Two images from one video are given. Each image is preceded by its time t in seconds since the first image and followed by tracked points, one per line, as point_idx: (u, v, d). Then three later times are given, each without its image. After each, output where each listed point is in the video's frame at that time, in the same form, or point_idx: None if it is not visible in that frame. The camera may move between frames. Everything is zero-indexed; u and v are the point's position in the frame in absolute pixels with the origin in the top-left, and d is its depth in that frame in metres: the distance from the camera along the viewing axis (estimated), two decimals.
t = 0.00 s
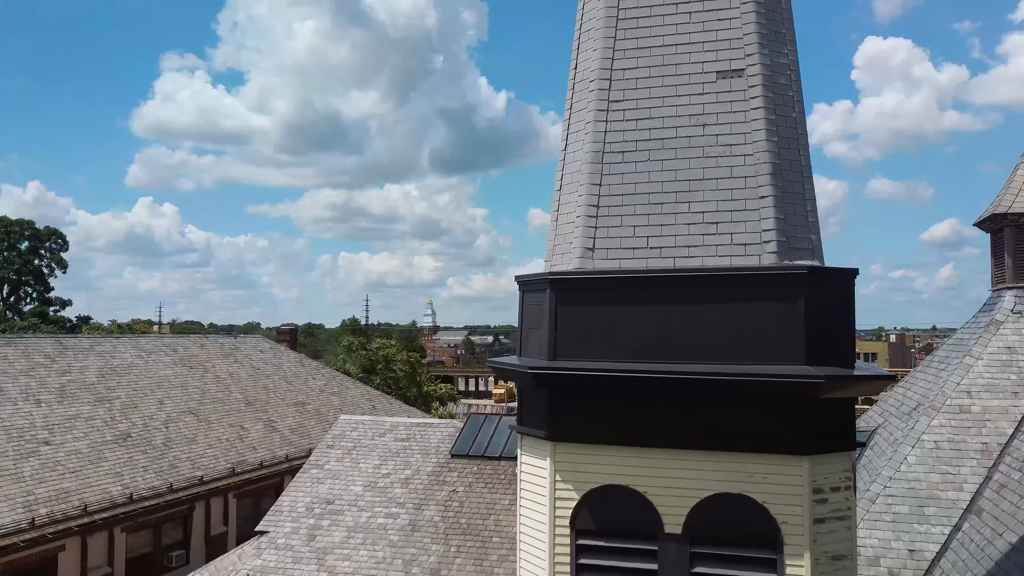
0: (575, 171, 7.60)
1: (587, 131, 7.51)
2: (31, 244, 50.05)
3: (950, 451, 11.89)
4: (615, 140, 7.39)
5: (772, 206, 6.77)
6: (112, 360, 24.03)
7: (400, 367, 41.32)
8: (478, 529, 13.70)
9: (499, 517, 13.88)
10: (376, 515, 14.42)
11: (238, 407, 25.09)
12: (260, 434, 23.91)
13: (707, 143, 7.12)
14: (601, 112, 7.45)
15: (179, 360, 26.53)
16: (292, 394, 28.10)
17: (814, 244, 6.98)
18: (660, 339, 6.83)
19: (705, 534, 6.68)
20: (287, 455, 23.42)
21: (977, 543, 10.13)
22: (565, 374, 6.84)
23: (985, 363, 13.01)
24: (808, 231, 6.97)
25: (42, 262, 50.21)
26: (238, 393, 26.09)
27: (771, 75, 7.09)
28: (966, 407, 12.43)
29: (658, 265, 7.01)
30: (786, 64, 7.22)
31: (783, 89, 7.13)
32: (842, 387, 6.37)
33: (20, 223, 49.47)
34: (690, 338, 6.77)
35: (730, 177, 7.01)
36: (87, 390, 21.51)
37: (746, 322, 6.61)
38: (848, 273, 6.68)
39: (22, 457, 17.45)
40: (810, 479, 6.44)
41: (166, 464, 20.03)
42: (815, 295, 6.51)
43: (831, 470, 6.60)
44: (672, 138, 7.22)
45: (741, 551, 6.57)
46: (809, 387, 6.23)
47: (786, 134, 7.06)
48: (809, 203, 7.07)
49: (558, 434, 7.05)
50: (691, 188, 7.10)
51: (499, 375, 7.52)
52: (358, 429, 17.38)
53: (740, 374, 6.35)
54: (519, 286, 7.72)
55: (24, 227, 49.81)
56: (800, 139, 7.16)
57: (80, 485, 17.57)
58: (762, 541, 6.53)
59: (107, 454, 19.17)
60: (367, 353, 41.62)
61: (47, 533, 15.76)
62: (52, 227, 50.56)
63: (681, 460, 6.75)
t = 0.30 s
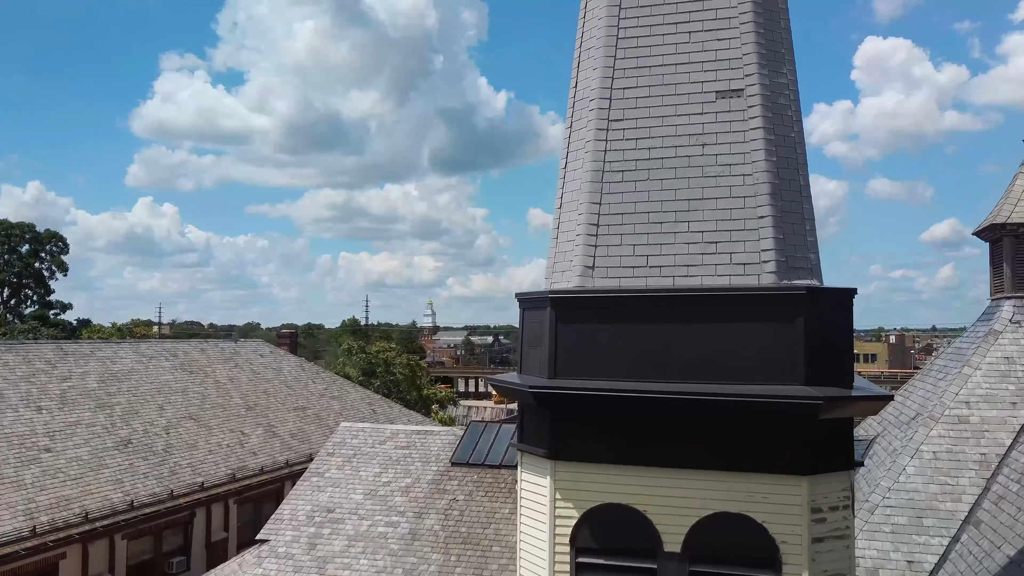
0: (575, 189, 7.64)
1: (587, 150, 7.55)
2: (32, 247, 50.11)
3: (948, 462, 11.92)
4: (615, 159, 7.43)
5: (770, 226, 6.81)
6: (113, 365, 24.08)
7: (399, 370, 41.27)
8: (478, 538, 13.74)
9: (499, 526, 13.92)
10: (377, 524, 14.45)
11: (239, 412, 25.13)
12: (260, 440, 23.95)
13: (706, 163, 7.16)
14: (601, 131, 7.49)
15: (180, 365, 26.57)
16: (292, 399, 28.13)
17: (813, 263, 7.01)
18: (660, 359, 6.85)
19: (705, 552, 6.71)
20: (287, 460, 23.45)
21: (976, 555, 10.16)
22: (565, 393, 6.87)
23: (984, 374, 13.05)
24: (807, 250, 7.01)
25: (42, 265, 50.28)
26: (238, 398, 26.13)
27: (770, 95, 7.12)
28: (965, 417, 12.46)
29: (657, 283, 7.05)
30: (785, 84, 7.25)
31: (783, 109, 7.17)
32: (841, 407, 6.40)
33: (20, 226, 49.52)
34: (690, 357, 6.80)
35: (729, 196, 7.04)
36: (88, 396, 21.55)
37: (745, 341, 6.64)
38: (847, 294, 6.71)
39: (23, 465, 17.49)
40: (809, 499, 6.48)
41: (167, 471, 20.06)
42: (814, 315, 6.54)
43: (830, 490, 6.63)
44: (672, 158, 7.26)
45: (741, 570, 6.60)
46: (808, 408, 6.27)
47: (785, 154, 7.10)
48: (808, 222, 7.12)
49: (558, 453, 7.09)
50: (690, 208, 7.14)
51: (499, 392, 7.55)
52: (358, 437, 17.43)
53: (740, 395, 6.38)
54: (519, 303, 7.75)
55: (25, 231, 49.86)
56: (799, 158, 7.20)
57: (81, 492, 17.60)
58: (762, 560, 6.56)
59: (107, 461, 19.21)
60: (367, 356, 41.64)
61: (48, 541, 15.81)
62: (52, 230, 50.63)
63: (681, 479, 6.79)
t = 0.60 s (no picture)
0: (572, 210, 7.66)
1: (584, 170, 7.57)
2: (32, 251, 50.15)
3: (945, 475, 11.93)
4: (612, 181, 7.44)
5: (766, 249, 6.82)
6: (112, 372, 24.09)
7: (399, 374, 41.27)
8: (477, 549, 13.75)
9: (498, 537, 13.92)
10: (375, 535, 14.45)
11: (238, 418, 25.14)
12: (259, 446, 23.96)
13: (703, 186, 7.17)
14: (598, 153, 7.50)
15: (179, 371, 26.58)
16: (292, 405, 28.14)
17: (808, 286, 7.03)
18: (657, 383, 6.86)
19: None
20: (286, 466, 23.45)
21: (973, 569, 10.17)
22: (562, 417, 6.87)
23: (981, 386, 13.05)
24: (803, 272, 7.03)
25: (42, 269, 50.31)
26: (237, 404, 26.14)
27: (766, 118, 7.13)
28: (962, 430, 12.48)
29: (654, 306, 7.06)
30: (781, 106, 7.26)
31: (778, 132, 7.18)
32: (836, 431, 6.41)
33: (20, 230, 49.55)
34: (687, 380, 6.80)
35: (725, 219, 7.05)
36: (87, 403, 21.57)
37: (742, 365, 6.65)
38: (843, 317, 6.73)
39: (22, 474, 17.51)
40: (805, 524, 6.49)
41: (166, 479, 20.07)
42: (809, 340, 6.55)
43: (825, 513, 6.65)
44: (668, 180, 7.28)
45: None
46: (803, 433, 6.28)
47: (781, 177, 7.11)
48: (804, 245, 7.14)
49: (555, 476, 7.09)
50: (686, 231, 7.15)
51: (495, 414, 7.55)
52: (356, 446, 17.44)
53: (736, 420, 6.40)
54: (516, 323, 7.75)
55: (24, 234, 49.87)
56: (795, 181, 7.23)
57: (80, 501, 17.61)
58: None
59: (106, 469, 19.22)
60: (367, 360, 41.67)
61: (47, 550, 15.82)
62: (52, 234, 50.65)
63: (677, 502, 6.80)
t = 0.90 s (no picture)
0: (571, 231, 7.65)
1: (583, 191, 7.56)
2: (31, 254, 50.16)
3: (945, 488, 11.92)
4: (611, 202, 7.43)
5: (765, 272, 6.81)
6: (112, 379, 24.08)
7: (398, 378, 41.28)
8: (476, 561, 13.74)
9: (497, 548, 13.92)
10: (375, 545, 14.43)
11: (237, 425, 25.14)
12: (259, 453, 23.95)
13: (702, 208, 7.16)
14: (597, 174, 7.50)
15: (178, 377, 26.57)
16: (291, 410, 28.13)
17: (807, 308, 7.04)
18: (657, 405, 6.85)
19: None
20: (286, 473, 23.43)
21: None
22: (561, 441, 6.86)
23: (981, 399, 13.05)
24: (802, 295, 7.03)
25: (42, 272, 50.32)
26: (237, 410, 26.14)
27: (765, 141, 7.13)
28: (962, 443, 12.48)
29: (653, 328, 7.05)
30: (780, 128, 7.26)
31: (777, 154, 7.17)
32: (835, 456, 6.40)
33: (20, 233, 49.53)
34: (686, 404, 6.79)
35: (724, 241, 7.04)
36: (86, 411, 21.57)
37: (741, 389, 6.64)
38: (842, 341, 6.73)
39: (22, 483, 17.50)
40: (804, 548, 6.50)
41: (165, 487, 20.05)
42: (809, 364, 6.54)
43: (824, 538, 6.66)
44: (667, 202, 7.27)
45: None
46: (803, 459, 6.28)
47: (780, 199, 7.11)
48: (803, 267, 7.14)
49: (554, 498, 7.09)
50: (685, 252, 7.14)
51: (495, 435, 7.53)
52: (356, 455, 17.45)
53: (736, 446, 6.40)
54: (515, 344, 7.74)
55: (24, 238, 49.86)
56: (794, 204, 7.23)
57: (79, 511, 17.59)
58: None
59: (106, 477, 19.21)
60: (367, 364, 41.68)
61: (46, 561, 15.81)
62: (51, 238, 50.67)
63: (676, 526, 6.81)
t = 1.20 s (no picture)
0: (572, 252, 7.64)
1: (584, 214, 7.55)
2: (31, 258, 50.13)
3: (946, 502, 11.90)
4: (612, 224, 7.41)
5: (768, 296, 6.79)
6: (111, 386, 24.06)
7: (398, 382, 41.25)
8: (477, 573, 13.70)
9: (497, 560, 13.89)
10: (375, 557, 14.37)
11: (237, 431, 25.11)
12: (259, 460, 23.93)
13: (704, 230, 7.14)
14: (598, 196, 7.49)
15: (178, 384, 26.55)
16: (292, 416, 28.11)
17: (809, 331, 7.01)
18: (658, 430, 6.82)
19: None
20: (286, 480, 23.39)
21: None
22: (563, 465, 6.84)
23: (983, 411, 13.04)
24: (804, 318, 7.02)
25: (41, 276, 50.29)
26: (237, 417, 26.12)
27: (767, 163, 7.11)
28: (963, 456, 12.47)
29: (654, 351, 7.04)
30: (781, 150, 7.24)
31: (779, 177, 7.15)
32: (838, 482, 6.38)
33: (19, 237, 49.50)
34: (687, 428, 6.77)
35: (726, 264, 7.03)
36: (86, 419, 21.55)
37: (743, 414, 6.62)
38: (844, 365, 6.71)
39: (22, 493, 17.48)
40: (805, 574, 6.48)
41: (165, 495, 20.02)
42: (810, 389, 6.52)
43: (827, 563, 6.63)
44: (669, 224, 7.25)
45: None
46: (805, 485, 6.26)
47: (781, 221, 7.08)
48: (805, 290, 7.12)
49: (556, 523, 7.07)
50: (687, 275, 7.12)
51: (496, 457, 7.51)
52: (356, 465, 17.45)
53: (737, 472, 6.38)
54: (516, 365, 7.71)
55: (23, 242, 49.82)
56: (796, 225, 7.21)
57: (80, 520, 17.57)
58: None
59: (106, 486, 19.19)
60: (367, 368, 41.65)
61: (46, 572, 15.78)
62: (51, 242, 50.64)
63: (677, 551, 6.79)
